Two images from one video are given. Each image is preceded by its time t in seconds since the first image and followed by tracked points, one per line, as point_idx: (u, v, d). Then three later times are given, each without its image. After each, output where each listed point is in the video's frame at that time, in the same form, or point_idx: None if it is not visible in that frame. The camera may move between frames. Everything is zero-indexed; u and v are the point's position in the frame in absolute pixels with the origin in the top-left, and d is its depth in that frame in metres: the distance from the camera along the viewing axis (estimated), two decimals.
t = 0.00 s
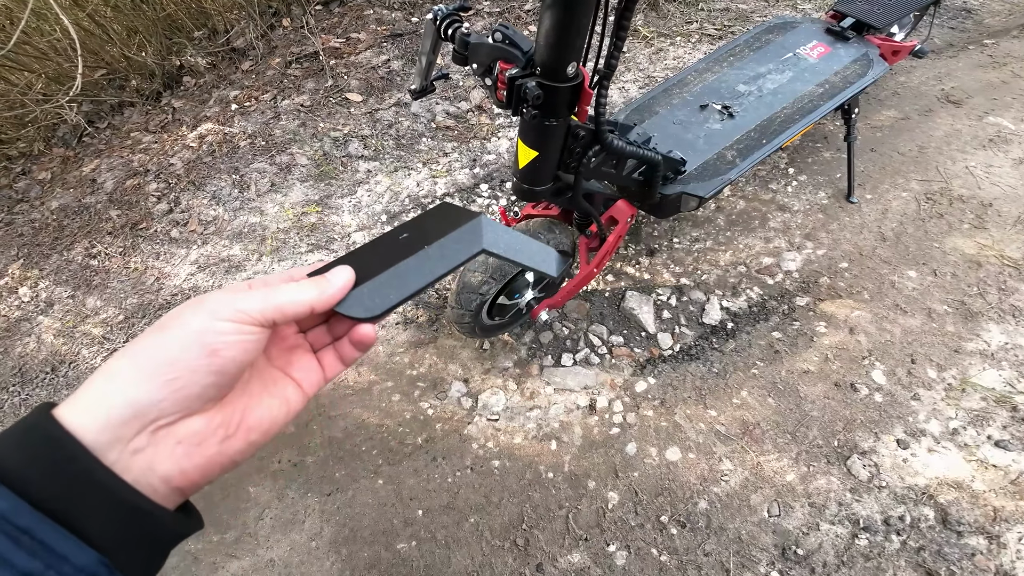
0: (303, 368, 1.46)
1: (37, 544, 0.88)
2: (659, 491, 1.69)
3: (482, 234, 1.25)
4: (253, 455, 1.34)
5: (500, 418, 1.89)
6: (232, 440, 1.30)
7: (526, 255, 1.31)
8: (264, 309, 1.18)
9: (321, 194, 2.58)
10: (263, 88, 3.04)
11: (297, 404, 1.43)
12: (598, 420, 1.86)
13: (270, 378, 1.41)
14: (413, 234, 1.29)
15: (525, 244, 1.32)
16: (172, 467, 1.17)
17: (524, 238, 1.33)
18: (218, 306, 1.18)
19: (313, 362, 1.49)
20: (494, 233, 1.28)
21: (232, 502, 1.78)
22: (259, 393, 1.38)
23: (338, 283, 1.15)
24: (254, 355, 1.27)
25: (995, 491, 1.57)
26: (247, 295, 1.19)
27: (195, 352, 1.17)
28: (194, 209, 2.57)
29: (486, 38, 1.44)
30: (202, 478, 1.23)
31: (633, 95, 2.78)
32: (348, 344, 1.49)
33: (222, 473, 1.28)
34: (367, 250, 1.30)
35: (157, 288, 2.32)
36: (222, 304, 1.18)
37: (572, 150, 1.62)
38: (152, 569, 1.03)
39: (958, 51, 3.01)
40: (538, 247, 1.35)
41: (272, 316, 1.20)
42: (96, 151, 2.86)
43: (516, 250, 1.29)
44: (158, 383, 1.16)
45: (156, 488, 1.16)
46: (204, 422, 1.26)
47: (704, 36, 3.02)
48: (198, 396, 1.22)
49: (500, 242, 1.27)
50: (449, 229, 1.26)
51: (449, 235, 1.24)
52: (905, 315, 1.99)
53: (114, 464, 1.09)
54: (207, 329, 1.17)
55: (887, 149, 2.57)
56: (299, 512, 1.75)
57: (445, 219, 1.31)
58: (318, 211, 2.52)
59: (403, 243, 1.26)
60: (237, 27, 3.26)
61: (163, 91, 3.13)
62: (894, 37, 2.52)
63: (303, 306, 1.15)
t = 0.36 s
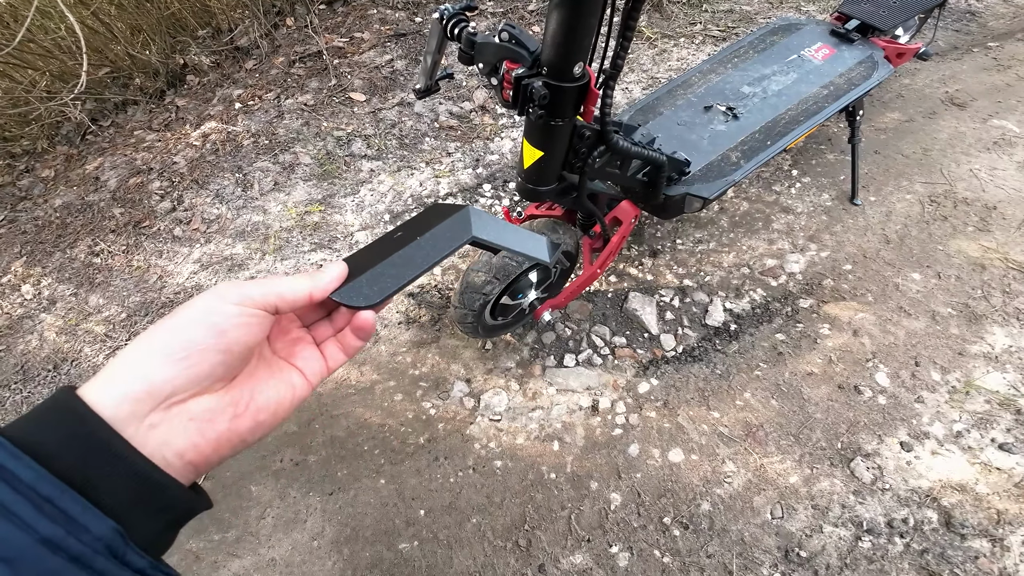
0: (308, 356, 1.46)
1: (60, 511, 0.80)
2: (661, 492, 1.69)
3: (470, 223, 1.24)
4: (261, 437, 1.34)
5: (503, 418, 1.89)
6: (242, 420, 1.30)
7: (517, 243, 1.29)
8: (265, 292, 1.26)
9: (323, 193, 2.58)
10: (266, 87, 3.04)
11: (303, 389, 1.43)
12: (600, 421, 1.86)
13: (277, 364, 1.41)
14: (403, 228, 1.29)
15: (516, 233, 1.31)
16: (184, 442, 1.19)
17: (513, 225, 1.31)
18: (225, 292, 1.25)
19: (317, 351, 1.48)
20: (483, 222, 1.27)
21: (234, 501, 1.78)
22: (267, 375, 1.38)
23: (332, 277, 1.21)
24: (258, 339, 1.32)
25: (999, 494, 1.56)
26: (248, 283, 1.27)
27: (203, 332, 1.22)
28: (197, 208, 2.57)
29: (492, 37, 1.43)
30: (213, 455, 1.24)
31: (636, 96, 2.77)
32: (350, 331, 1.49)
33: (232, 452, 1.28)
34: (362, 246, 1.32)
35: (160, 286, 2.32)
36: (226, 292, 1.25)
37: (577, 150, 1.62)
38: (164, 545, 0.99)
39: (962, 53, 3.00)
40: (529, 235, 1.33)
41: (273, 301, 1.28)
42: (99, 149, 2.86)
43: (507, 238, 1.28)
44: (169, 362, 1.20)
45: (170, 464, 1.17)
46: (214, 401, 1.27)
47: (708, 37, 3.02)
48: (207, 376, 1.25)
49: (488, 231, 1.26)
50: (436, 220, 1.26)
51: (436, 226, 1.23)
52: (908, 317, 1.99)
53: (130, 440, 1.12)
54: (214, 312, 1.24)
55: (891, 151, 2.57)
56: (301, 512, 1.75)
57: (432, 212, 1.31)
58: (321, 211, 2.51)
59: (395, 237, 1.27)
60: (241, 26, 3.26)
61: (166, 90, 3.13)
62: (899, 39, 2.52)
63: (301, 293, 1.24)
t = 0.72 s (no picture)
0: (310, 353, 1.45)
1: (66, 505, 0.79)
2: (661, 494, 1.68)
3: (467, 218, 1.24)
4: (266, 433, 1.33)
5: (503, 419, 1.88)
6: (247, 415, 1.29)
7: (516, 238, 1.28)
8: (269, 286, 1.26)
9: (323, 193, 2.57)
10: (267, 86, 3.04)
11: (305, 385, 1.42)
12: (600, 422, 1.85)
13: (279, 361, 1.40)
14: (401, 223, 1.29)
15: (514, 228, 1.30)
16: (190, 437, 1.18)
17: (512, 220, 1.31)
18: (228, 288, 1.25)
19: (319, 347, 1.48)
20: (480, 218, 1.26)
21: (233, 501, 1.77)
22: (270, 371, 1.38)
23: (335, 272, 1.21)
24: (261, 334, 1.32)
25: (1000, 496, 1.56)
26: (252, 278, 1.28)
27: (208, 327, 1.22)
28: (197, 207, 2.56)
29: (494, 37, 1.43)
30: (218, 450, 1.24)
31: (637, 97, 2.77)
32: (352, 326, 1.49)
33: (237, 447, 1.28)
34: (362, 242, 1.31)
35: (159, 286, 2.31)
36: (229, 287, 1.26)
37: (579, 150, 1.62)
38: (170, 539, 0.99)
39: (963, 55, 3.00)
40: (528, 230, 1.32)
41: (276, 294, 1.28)
42: (99, 148, 2.86)
43: (505, 233, 1.27)
44: (175, 357, 1.19)
45: (176, 458, 1.16)
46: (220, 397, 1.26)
47: (709, 38, 3.02)
48: (212, 371, 1.25)
49: (486, 225, 1.25)
50: (433, 215, 1.26)
51: (435, 222, 1.23)
52: (909, 319, 1.99)
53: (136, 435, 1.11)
54: (218, 307, 1.24)
55: (892, 153, 2.57)
56: (299, 512, 1.74)
57: (430, 207, 1.31)
58: (321, 210, 2.51)
59: (394, 232, 1.26)
60: (242, 25, 3.25)
61: (167, 88, 3.12)
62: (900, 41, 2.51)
63: (305, 288, 1.25)
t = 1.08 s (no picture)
0: (316, 355, 1.44)
1: (71, 510, 0.77)
2: (662, 495, 1.68)
3: (473, 217, 1.23)
4: (273, 436, 1.33)
5: (503, 419, 1.88)
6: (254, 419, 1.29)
7: (522, 239, 1.27)
8: (272, 288, 1.25)
9: (323, 192, 2.56)
10: (266, 85, 3.03)
11: (312, 387, 1.41)
12: (601, 422, 1.85)
13: (285, 364, 1.39)
14: (405, 225, 1.28)
15: (520, 229, 1.29)
16: (196, 441, 1.17)
17: (517, 220, 1.30)
18: (232, 290, 1.24)
19: (325, 349, 1.46)
20: (486, 218, 1.25)
21: (231, 502, 1.76)
22: (276, 373, 1.37)
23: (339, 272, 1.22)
24: (267, 337, 1.31)
25: (1000, 497, 1.56)
26: (255, 280, 1.26)
27: (212, 330, 1.21)
28: (195, 206, 2.55)
29: (495, 35, 1.42)
30: (225, 454, 1.23)
31: (637, 97, 2.77)
32: (357, 326, 1.47)
33: (245, 450, 1.27)
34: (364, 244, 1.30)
35: (157, 285, 2.30)
36: (233, 290, 1.25)
37: (580, 150, 1.61)
38: (174, 545, 0.98)
39: (963, 56, 3.00)
40: (533, 230, 1.31)
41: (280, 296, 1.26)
42: (97, 147, 2.85)
43: (510, 233, 1.26)
44: (181, 361, 1.19)
45: (182, 463, 1.16)
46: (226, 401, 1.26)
47: (709, 38, 3.02)
48: (218, 374, 1.24)
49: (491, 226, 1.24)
50: (438, 216, 1.25)
51: (439, 222, 1.22)
52: (910, 319, 1.99)
53: (142, 439, 1.11)
54: (222, 310, 1.23)
55: (892, 153, 2.57)
56: (299, 513, 1.74)
57: (435, 208, 1.30)
58: (321, 210, 2.50)
59: (398, 233, 1.25)
60: (241, 24, 3.24)
61: (165, 87, 3.11)
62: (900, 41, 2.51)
63: (310, 288, 1.24)
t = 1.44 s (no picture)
0: (312, 360, 1.44)
1: (65, 513, 0.78)
2: (663, 495, 1.68)
3: (475, 221, 1.23)
4: (269, 442, 1.32)
5: (503, 420, 1.88)
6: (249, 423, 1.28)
7: (524, 242, 1.27)
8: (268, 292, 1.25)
9: (324, 193, 2.57)
10: (267, 86, 3.03)
11: (308, 392, 1.41)
12: (601, 423, 1.85)
13: (281, 369, 1.40)
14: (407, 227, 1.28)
15: (523, 232, 1.29)
16: (191, 446, 1.17)
17: (520, 224, 1.30)
18: (229, 295, 1.25)
19: (321, 354, 1.46)
20: (489, 221, 1.25)
21: (232, 502, 1.76)
22: (272, 379, 1.37)
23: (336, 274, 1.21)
24: (263, 341, 1.32)
25: (1001, 497, 1.56)
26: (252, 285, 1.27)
27: (209, 334, 1.22)
28: (196, 206, 2.55)
29: (497, 36, 1.43)
30: (220, 459, 1.23)
31: (637, 98, 2.77)
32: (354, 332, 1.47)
33: (241, 455, 1.27)
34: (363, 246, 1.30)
35: (158, 286, 2.30)
36: (230, 294, 1.25)
37: (580, 151, 1.62)
38: (170, 550, 0.97)
39: (962, 57, 3.01)
40: (536, 234, 1.31)
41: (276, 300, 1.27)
42: (99, 148, 2.85)
43: (513, 237, 1.26)
44: (177, 365, 1.19)
45: (177, 467, 1.16)
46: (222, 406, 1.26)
47: (709, 39, 3.02)
48: (214, 379, 1.24)
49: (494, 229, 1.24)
50: (441, 219, 1.25)
51: (441, 225, 1.21)
52: (910, 320, 1.99)
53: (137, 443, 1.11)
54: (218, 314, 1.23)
55: (892, 154, 2.57)
56: (299, 513, 1.74)
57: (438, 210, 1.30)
58: (322, 210, 2.50)
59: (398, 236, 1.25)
60: (242, 25, 3.25)
61: (166, 88, 3.12)
62: (899, 43, 2.52)
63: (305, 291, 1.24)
